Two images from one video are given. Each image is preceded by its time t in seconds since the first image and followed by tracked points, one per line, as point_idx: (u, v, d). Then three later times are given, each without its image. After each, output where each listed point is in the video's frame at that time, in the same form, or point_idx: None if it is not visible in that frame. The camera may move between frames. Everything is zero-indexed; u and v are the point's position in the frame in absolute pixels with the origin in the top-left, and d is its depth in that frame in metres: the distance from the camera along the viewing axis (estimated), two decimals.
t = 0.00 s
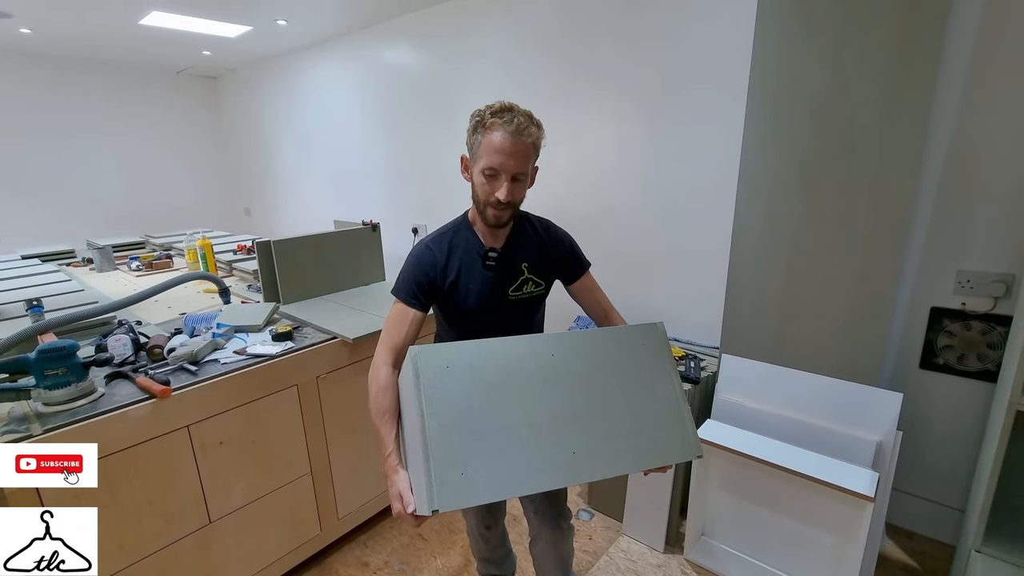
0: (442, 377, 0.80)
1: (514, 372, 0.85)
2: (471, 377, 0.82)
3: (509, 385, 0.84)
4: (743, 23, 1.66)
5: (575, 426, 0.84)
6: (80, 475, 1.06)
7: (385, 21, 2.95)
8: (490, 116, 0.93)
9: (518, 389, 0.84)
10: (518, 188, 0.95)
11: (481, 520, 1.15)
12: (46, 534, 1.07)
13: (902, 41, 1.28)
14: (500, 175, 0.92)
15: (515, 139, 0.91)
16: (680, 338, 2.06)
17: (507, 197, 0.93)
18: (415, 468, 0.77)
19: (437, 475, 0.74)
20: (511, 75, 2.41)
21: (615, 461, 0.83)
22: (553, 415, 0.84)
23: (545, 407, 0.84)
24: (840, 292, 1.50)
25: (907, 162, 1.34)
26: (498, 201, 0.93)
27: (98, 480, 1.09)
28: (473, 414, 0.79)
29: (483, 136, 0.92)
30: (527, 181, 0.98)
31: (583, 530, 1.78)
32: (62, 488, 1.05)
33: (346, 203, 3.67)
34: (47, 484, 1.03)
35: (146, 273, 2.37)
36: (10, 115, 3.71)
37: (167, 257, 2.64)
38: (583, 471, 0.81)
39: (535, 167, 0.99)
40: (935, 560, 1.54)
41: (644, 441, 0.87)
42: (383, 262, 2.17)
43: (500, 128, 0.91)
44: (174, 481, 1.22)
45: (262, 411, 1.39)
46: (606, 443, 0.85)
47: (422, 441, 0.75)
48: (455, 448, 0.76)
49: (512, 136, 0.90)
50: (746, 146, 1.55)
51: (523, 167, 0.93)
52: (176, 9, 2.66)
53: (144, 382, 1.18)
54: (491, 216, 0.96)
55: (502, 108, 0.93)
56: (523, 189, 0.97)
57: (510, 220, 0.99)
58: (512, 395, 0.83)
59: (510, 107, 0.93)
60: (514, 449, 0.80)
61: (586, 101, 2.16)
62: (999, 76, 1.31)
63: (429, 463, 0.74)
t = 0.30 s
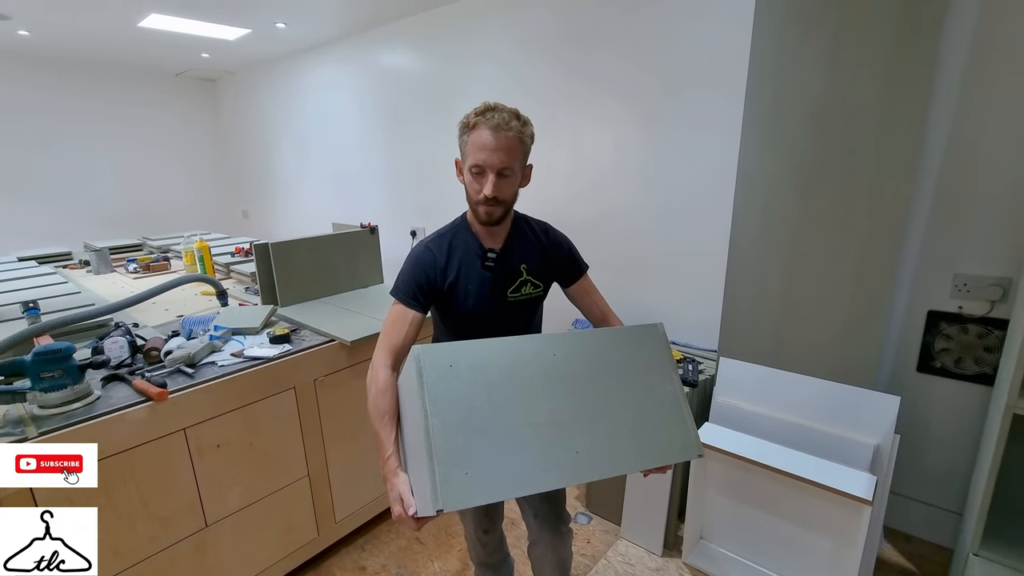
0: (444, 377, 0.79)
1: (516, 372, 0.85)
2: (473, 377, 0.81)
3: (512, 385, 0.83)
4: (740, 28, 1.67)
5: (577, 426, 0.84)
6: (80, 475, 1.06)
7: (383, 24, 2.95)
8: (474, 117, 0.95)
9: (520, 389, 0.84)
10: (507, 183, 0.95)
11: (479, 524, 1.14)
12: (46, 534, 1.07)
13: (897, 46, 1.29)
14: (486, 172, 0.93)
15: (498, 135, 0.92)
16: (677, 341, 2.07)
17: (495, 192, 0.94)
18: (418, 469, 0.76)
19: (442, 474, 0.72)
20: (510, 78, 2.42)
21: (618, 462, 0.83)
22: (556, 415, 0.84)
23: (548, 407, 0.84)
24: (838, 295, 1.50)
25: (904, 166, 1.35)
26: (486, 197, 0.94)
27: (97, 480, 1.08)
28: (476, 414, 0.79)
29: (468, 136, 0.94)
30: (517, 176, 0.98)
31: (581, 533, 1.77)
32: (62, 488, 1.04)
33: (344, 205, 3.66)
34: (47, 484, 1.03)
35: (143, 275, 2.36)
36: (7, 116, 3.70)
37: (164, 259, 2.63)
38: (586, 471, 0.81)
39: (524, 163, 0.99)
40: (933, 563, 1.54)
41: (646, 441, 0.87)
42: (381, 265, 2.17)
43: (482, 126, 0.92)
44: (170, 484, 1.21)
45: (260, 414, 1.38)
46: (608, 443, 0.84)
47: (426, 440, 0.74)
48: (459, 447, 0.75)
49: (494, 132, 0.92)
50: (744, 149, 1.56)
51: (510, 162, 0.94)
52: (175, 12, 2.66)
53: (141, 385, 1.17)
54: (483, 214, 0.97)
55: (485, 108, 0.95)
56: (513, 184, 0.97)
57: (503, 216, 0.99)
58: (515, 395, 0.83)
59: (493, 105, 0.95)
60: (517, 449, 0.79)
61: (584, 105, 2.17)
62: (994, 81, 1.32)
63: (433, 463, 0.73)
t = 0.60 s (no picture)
0: (445, 376, 0.79)
1: (517, 372, 0.84)
2: (474, 376, 0.81)
3: (512, 385, 0.83)
4: (737, 32, 1.68)
5: (578, 424, 0.84)
6: (80, 475, 1.06)
7: (381, 27, 2.96)
8: (454, 124, 0.97)
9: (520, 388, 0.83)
10: (491, 184, 0.96)
11: (476, 527, 1.14)
12: (46, 534, 1.07)
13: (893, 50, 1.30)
14: (469, 175, 0.94)
15: (477, 138, 0.93)
16: (675, 343, 2.07)
17: (479, 194, 0.94)
18: (420, 469, 0.75)
19: (444, 473, 0.72)
20: (508, 81, 2.42)
21: (618, 461, 0.82)
22: (557, 414, 0.83)
23: (548, 407, 0.83)
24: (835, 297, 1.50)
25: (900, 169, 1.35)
26: (471, 200, 0.95)
27: (97, 480, 1.08)
28: (477, 413, 0.78)
29: (449, 142, 0.96)
30: (503, 176, 0.98)
31: (579, 536, 1.77)
32: (61, 488, 1.04)
33: (342, 207, 3.66)
34: (46, 484, 1.03)
35: (141, 277, 2.36)
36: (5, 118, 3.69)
37: (162, 261, 2.63)
38: (589, 468, 0.80)
39: (510, 163, 0.99)
40: (931, 566, 1.54)
41: (646, 440, 0.86)
42: (379, 267, 2.17)
43: (461, 132, 0.94)
44: (166, 486, 1.21)
45: (257, 416, 1.38)
46: (609, 442, 0.84)
47: (427, 440, 0.73)
48: (461, 446, 0.75)
49: (473, 136, 0.93)
50: (741, 152, 1.56)
51: (492, 162, 0.94)
52: (173, 14, 2.66)
53: (137, 387, 1.17)
54: (472, 217, 0.98)
55: (464, 113, 0.96)
56: (499, 183, 0.97)
57: (494, 217, 0.99)
58: (516, 395, 0.82)
59: (472, 110, 0.96)
60: (519, 448, 0.78)
61: (582, 108, 2.17)
62: (988, 86, 1.33)
63: (435, 462, 0.72)
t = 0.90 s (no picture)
0: (442, 380, 0.79)
1: (515, 374, 0.84)
2: (472, 380, 0.81)
3: (510, 387, 0.83)
4: (736, 34, 1.69)
5: (577, 426, 0.83)
6: (80, 475, 1.06)
7: (381, 28, 2.96)
8: (451, 123, 0.97)
9: (518, 391, 0.83)
10: (490, 182, 0.96)
11: (475, 530, 1.14)
12: (46, 534, 1.07)
13: (892, 52, 1.30)
14: (468, 173, 0.94)
15: (476, 136, 0.93)
16: (674, 345, 2.06)
17: (479, 192, 0.94)
18: (419, 474, 0.75)
19: (442, 478, 0.71)
20: (507, 83, 2.42)
21: (618, 462, 0.82)
22: (556, 416, 0.83)
23: (547, 409, 0.83)
24: (835, 299, 1.50)
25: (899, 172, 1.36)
26: (471, 198, 0.95)
27: (97, 480, 1.08)
28: (475, 416, 0.78)
29: (447, 141, 0.95)
30: (501, 175, 0.99)
31: (578, 539, 1.77)
32: (60, 488, 1.04)
33: (341, 209, 3.66)
34: (46, 485, 1.03)
35: (139, 278, 2.35)
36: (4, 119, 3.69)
37: (160, 262, 2.62)
38: (588, 470, 0.80)
39: (507, 162, 1.00)
40: (930, 568, 1.54)
41: (646, 441, 0.86)
42: (378, 268, 2.17)
43: (460, 130, 0.94)
44: (164, 488, 1.20)
45: (255, 418, 1.38)
46: (608, 443, 0.84)
47: (425, 444, 0.73)
48: (459, 449, 0.74)
49: (472, 134, 0.93)
50: (740, 154, 1.56)
51: (491, 160, 0.95)
52: (173, 15, 2.66)
53: (135, 389, 1.16)
54: (471, 215, 0.98)
55: (461, 112, 0.97)
56: (498, 182, 0.97)
57: (492, 216, 0.99)
58: (514, 397, 0.82)
59: (469, 109, 0.97)
60: (518, 451, 0.78)
61: (581, 109, 2.17)
62: (986, 88, 1.34)
63: (433, 466, 0.72)
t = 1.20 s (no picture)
0: (440, 381, 0.79)
1: (514, 375, 0.84)
2: (470, 380, 0.81)
3: (509, 388, 0.83)
4: (735, 37, 1.69)
5: (576, 426, 0.83)
6: (80, 475, 1.06)
7: (381, 30, 2.97)
8: (438, 128, 0.98)
9: (517, 392, 0.83)
10: (481, 182, 0.96)
11: (475, 532, 1.14)
12: (46, 534, 1.07)
13: (890, 55, 1.30)
14: (458, 175, 0.95)
15: (463, 138, 0.94)
16: (674, 346, 2.06)
17: (470, 192, 0.95)
18: (417, 475, 0.75)
19: (440, 479, 0.71)
20: (507, 84, 2.42)
21: (617, 463, 0.82)
22: (554, 417, 0.83)
23: (546, 410, 0.83)
24: (834, 301, 1.50)
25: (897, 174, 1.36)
26: (463, 200, 0.95)
27: (97, 480, 1.09)
28: (473, 417, 0.78)
29: (436, 145, 0.97)
30: (493, 174, 0.99)
31: (577, 540, 1.76)
32: (61, 488, 1.04)
33: (341, 210, 3.65)
34: (46, 485, 1.03)
35: (138, 279, 2.35)
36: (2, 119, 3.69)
37: (159, 262, 2.61)
38: (587, 471, 0.80)
39: (498, 161, 1.00)
40: (928, 570, 1.54)
41: (644, 441, 0.86)
42: (377, 269, 2.17)
43: (446, 134, 0.95)
44: (163, 489, 1.20)
45: (253, 419, 1.37)
46: (607, 444, 0.84)
47: (423, 446, 0.73)
48: (457, 451, 0.74)
49: (458, 136, 0.94)
50: (739, 156, 1.57)
51: (480, 160, 0.95)
52: (172, 16, 2.67)
53: (134, 390, 1.16)
54: (465, 217, 0.98)
55: (447, 117, 0.98)
56: (489, 182, 0.97)
57: (486, 216, 0.99)
58: (512, 398, 0.82)
59: (454, 113, 0.98)
60: (516, 451, 0.78)
61: (581, 111, 2.18)
62: (984, 91, 1.34)
63: (431, 468, 0.72)
